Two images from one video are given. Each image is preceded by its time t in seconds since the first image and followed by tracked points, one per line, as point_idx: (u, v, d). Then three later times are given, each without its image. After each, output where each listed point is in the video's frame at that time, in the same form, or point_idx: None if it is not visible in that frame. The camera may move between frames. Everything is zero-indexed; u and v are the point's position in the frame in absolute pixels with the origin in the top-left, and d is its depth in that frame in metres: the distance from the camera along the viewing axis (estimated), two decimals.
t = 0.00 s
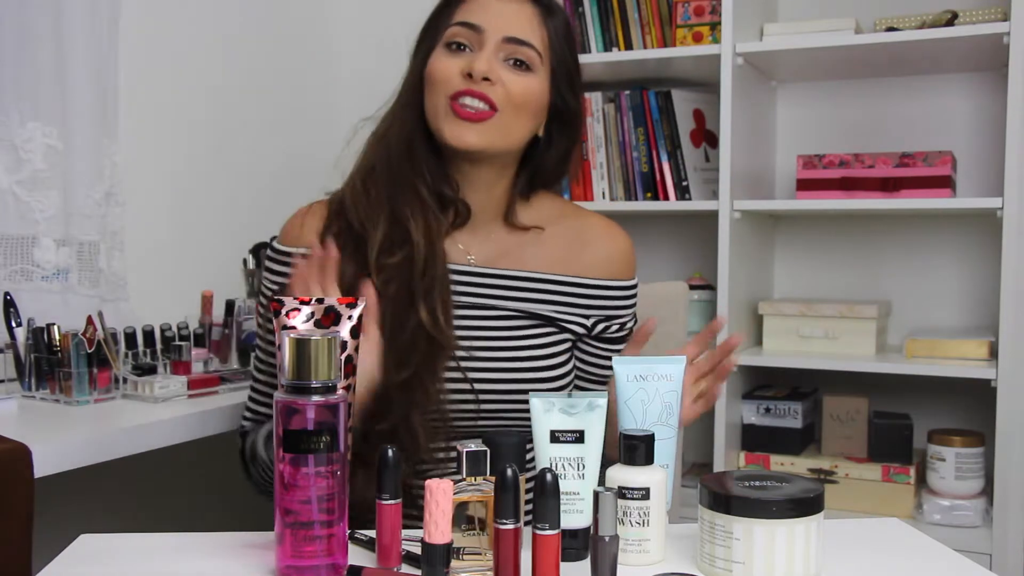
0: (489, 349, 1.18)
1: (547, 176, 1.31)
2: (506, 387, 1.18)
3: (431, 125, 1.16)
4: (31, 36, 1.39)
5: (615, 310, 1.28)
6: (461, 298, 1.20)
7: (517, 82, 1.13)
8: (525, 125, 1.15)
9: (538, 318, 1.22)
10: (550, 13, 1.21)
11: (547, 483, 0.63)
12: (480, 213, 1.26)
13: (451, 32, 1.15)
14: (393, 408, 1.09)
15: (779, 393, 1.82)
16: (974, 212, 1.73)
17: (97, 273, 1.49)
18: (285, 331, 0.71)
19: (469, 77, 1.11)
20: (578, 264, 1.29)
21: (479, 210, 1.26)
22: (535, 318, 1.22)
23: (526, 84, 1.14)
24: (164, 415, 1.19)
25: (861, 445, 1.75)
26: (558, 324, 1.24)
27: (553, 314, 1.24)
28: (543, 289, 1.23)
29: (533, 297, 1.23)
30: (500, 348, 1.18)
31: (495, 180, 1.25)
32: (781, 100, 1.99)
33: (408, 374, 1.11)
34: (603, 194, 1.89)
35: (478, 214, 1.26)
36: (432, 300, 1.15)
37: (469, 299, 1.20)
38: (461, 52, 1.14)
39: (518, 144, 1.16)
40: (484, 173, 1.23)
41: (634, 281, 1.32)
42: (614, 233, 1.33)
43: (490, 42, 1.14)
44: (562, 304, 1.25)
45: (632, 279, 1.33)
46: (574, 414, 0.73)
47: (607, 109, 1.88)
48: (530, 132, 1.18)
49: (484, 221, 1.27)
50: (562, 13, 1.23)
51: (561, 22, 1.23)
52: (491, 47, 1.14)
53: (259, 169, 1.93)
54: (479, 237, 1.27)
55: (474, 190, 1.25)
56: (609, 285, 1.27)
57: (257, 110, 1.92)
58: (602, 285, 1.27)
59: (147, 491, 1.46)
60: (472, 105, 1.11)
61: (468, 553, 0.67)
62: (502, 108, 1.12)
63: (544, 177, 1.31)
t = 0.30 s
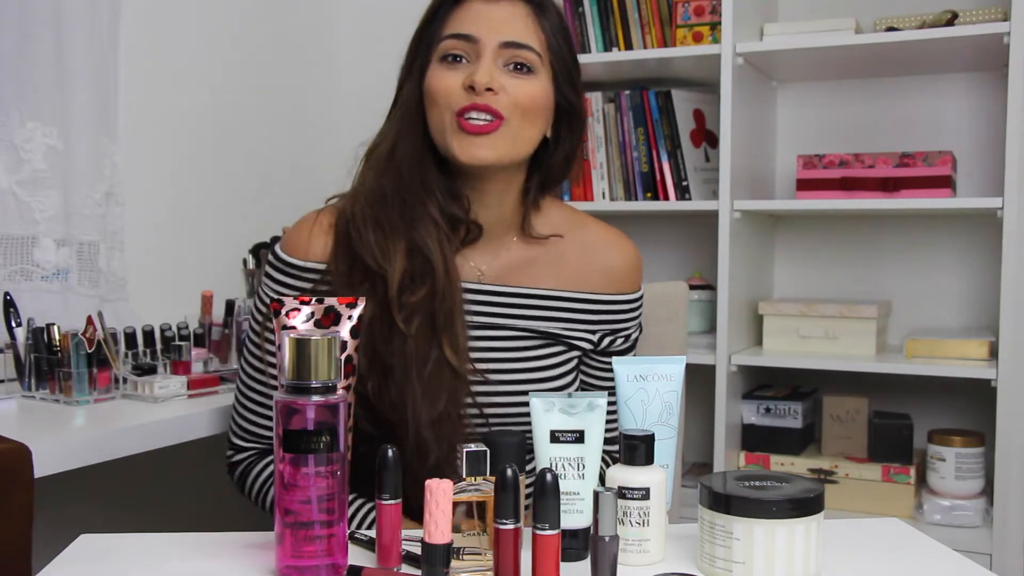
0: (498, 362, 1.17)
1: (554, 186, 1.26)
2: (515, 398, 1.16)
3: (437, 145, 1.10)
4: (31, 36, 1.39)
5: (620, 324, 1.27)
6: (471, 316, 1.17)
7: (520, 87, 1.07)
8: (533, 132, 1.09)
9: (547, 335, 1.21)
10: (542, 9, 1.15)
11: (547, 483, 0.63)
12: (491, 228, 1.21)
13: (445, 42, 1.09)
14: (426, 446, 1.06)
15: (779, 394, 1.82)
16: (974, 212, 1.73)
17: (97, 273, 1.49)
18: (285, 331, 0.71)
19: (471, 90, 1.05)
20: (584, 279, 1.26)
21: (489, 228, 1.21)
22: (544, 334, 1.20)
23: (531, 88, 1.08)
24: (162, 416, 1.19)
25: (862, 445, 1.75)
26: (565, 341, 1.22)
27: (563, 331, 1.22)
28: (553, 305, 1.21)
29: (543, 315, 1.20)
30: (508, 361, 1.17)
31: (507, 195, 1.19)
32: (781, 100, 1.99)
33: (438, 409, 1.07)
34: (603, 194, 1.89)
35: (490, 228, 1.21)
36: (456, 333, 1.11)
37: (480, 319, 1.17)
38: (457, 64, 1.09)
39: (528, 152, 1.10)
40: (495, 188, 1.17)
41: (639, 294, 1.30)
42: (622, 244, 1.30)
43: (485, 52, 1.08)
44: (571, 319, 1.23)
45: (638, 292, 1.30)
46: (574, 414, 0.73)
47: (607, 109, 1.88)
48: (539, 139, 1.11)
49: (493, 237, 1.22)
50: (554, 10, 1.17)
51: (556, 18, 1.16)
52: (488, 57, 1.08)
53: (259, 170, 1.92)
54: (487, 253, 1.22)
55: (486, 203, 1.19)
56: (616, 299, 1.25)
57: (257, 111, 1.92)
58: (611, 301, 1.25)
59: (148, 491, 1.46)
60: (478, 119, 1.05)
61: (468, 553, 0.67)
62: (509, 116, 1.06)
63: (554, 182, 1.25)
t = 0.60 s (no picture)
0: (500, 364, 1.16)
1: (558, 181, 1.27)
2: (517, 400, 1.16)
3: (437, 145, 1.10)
4: (31, 36, 1.39)
5: (627, 329, 1.26)
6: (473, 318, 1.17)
7: (513, 78, 1.07)
8: (532, 124, 1.09)
9: (549, 340, 1.20)
10: None
11: (547, 483, 0.63)
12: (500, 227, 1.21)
13: (439, 40, 1.09)
14: (439, 453, 1.06)
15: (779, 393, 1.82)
16: (974, 212, 1.73)
17: (97, 273, 1.49)
18: (285, 331, 0.71)
19: (465, 86, 1.04)
20: (594, 282, 1.27)
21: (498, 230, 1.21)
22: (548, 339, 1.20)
23: (525, 79, 1.08)
24: (162, 416, 1.18)
25: (862, 445, 1.75)
26: (569, 347, 1.22)
27: (565, 336, 1.21)
28: (560, 311, 1.21)
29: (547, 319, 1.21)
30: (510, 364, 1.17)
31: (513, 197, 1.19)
32: (781, 100, 1.99)
33: (449, 416, 1.07)
34: (603, 194, 1.89)
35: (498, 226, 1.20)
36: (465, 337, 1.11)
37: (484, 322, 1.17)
38: (451, 61, 1.08)
39: (529, 147, 1.09)
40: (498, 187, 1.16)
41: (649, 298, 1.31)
42: (628, 243, 1.31)
43: (477, 46, 1.07)
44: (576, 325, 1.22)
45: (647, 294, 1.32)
46: (574, 414, 0.73)
47: (607, 109, 1.88)
48: (539, 130, 1.11)
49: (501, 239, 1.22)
50: None
51: (553, 10, 1.15)
52: (480, 50, 1.07)
53: (259, 170, 1.92)
54: (496, 254, 1.23)
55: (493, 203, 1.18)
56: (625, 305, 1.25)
57: (257, 111, 1.92)
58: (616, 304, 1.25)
59: (148, 491, 1.46)
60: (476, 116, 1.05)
61: (469, 553, 0.67)
62: (506, 111, 1.05)
63: (559, 175, 1.26)
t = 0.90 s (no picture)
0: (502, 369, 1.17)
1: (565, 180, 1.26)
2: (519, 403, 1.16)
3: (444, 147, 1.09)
4: (30, 36, 1.39)
5: (632, 333, 1.26)
6: (477, 322, 1.16)
7: (524, 81, 1.06)
8: (541, 126, 1.08)
9: (553, 344, 1.20)
10: None
11: (546, 483, 0.63)
12: (506, 228, 1.21)
13: (447, 39, 1.08)
14: (439, 460, 1.07)
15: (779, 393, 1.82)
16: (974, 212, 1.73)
17: (97, 273, 1.49)
18: (285, 330, 0.71)
19: (475, 89, 1.04)
20: (600, 283, 1.27)
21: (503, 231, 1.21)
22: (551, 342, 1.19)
23: (534, 82, 1.07)
24: (162, 416, 1.18)
25: (862, 445, 1.75)
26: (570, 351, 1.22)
27: (569, 340, 1.21)
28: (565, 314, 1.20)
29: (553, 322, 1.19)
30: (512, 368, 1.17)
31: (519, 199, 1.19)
32: (781, 100, 1.99)
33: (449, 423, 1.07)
34: (603, 194, 1.89)
35: (505, 226, 1.20)
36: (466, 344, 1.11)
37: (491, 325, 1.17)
38: (459, 61, 1.07)
39: (538, 149, 1.09)
40: (504, 189, 1.16)
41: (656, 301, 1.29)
42: (636, 243, 1.30)
43: (487, 47, 1.07)
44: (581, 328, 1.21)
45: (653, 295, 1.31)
46: (574, 415, 0.73)
47: (607, 109, 1.88)
48: (548, 132, 1.11)
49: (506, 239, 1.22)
50: None
51: (561, 7, 1.14)
52: (489, 51, 1.06)
53: (259, 170, 1.92)
54: (503, 254, 1.23)
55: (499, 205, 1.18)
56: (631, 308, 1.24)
57: (257, 111, 1.92)
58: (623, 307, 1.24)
59: (147, 491, 1.46)
60: (485, 119, 1.04)
61: (469, 554, 0.67)
62: (517, 114, 1.05)
63: (567, 174, 1.25)
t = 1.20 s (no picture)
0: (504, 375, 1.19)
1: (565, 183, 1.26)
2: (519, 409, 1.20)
3: (444, 150, 1.09)
4: (30, 35, 1.39)
5: (630, 337, 1.29)
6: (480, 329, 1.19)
7: (525, 84, 1.06)
8: (543, 129, 1.08)
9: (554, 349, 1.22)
10: None
11: (547, 483, 0.63)
12: (507, 233, 1.19)
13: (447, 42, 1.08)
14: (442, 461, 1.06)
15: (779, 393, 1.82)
16: (974, 212, 1.73)
17: (97, 273, 1.49)
18: (285, 330, 0.71)
19: (475, 92, 1.03)
20: (599, 285, 1.26)
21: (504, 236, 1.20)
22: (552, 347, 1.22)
23: (534, 84, 1.07)
24: (162, 416, 1.18)
25: (861, 445, 1.75)
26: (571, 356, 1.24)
27: (570, 346, 1.24)
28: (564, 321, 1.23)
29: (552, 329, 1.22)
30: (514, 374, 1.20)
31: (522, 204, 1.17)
32: (781, 100, 1.99)
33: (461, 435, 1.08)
34: (604, 194, 1.89)
35: (505, 232, 1.19)
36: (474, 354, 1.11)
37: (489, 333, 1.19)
38: (459, 64, 1.07)
39: (538, 152, 1.09)
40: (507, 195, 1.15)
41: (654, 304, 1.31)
42: (635, 244, 1.30)
43: (487, 50, 1.06)
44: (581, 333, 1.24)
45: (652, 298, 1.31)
46: (574, 414, 0.73)
47: (607, 109, 1.88)
48: (550, 134, 1.10)
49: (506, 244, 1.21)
50: None
51: (563, 7, 1.14)
52: (490, 54, 1.06)
53: (259, 170, 1.92)
54: (504, 259, 1.22)
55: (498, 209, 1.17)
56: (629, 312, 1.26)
57: (257, 111, 1.91)
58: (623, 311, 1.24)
59: (147, 491, 1.46)
60: (486, 123, 1.04)
61: (468, 554, 0.67)
62: (517, 117, 1.04)
63: (568, 178, 1.26)
